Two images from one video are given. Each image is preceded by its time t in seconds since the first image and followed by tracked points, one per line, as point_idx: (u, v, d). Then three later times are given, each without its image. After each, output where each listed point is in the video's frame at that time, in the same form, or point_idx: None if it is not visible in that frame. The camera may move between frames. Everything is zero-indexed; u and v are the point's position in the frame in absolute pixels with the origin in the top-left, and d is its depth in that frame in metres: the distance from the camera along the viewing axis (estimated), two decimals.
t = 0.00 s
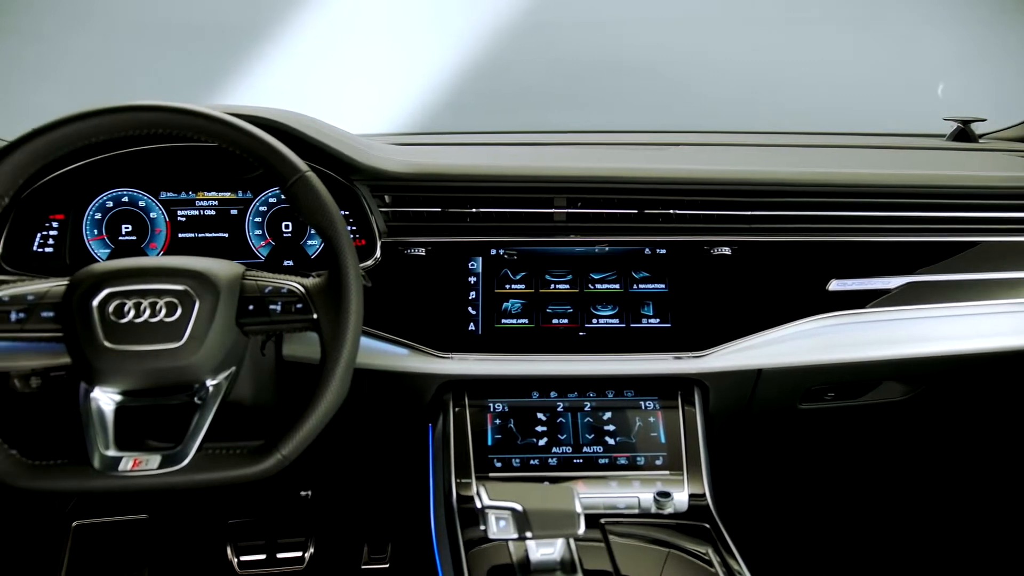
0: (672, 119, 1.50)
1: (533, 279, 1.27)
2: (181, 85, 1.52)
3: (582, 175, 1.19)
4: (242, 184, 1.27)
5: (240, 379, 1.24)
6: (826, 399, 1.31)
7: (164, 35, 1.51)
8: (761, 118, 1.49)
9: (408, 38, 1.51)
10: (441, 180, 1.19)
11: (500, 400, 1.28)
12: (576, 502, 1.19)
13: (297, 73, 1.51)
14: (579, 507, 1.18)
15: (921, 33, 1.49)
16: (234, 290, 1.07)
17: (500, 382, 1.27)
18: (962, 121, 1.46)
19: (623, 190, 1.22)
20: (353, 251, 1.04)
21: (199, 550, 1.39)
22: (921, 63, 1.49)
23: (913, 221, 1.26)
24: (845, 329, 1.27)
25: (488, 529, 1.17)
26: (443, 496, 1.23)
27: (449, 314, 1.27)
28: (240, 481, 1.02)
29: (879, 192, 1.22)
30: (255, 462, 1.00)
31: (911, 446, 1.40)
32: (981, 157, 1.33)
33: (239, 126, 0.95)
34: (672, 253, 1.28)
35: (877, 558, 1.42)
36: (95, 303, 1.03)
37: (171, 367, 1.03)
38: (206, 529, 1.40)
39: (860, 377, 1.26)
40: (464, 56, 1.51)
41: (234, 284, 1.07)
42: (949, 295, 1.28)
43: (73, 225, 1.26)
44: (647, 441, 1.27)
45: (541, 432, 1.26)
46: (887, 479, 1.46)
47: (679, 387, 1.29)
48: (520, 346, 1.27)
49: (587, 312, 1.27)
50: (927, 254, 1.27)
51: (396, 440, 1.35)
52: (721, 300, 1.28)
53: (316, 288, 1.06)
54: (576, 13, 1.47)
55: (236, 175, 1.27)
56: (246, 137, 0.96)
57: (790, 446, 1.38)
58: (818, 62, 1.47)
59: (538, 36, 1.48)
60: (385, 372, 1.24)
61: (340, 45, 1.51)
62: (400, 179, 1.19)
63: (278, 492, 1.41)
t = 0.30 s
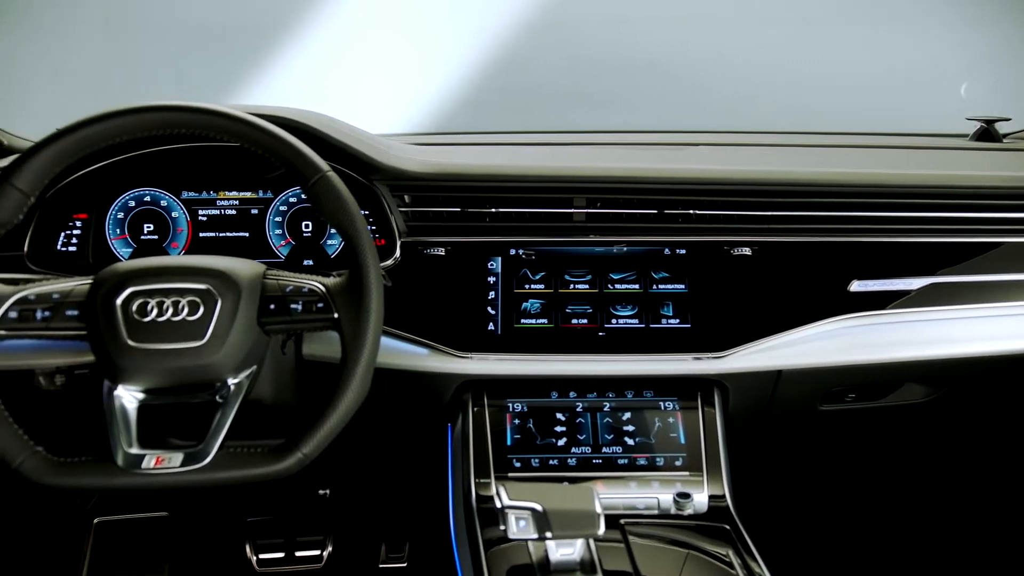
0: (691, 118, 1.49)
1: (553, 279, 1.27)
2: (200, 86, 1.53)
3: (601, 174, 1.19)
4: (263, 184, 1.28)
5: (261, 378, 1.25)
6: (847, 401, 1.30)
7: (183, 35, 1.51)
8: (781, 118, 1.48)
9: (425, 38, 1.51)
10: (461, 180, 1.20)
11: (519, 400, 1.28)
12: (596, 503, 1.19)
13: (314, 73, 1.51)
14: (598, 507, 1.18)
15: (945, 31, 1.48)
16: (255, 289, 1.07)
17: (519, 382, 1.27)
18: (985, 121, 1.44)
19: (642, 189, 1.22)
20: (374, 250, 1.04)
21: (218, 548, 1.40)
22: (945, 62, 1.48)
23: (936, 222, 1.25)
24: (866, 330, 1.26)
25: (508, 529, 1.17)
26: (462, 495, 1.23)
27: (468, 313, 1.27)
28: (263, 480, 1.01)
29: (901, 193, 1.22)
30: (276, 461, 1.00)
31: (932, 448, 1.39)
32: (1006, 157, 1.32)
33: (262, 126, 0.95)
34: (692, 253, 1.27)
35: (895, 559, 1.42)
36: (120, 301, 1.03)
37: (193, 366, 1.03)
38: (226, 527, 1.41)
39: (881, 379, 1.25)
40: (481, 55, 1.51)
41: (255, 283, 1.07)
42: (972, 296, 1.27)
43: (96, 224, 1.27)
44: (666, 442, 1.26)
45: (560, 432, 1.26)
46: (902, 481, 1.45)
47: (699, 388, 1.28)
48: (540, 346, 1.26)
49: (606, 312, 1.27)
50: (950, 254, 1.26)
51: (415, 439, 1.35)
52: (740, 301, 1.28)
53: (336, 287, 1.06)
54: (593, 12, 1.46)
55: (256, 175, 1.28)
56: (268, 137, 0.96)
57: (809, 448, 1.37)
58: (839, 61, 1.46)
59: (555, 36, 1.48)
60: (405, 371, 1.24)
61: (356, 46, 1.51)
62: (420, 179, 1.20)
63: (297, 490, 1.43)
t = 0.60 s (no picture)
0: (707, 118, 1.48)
1: (568, 279, 1.27)
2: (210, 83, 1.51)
3: (617, 174, 1.19)
4: (280, 183, 1.28)
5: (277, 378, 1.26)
6: (864, 402, 1.30)
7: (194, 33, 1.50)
8: (797, 118, 1.48)
9: (438, 38, 1.51)
10: (478, 180, 1.20)
11: (534, 400, 1.28)
12: (612, 504, 1.19)
13: (325, 72, 1.49)
14: (615, 507, 1.19)
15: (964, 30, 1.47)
16: (272, 288, 1.06)
17: (534, 382, 1.27)
18: (1005, 121, 1.45)
19: (657, 190, 1.22)
20: (390, 249, 1.03)
21: (233, 546, 1.41)
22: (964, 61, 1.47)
23: (955, 222, 1.24)
24: (883, 330, 1.25)
25: (523, 529, 1.17)
26: (478, 495, 1.23)
27: (483, 313, 1.27)
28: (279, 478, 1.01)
29: (918, 193, 1.22)
30: (292, 460, 1.00)
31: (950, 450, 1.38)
32: None
33: (279, 126, 0.95)
34: (708, 254, 1.27)
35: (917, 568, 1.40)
36: (139, 300, 1.03)
37: (210, 365, 1.03)
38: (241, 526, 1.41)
39: (898, 380, 1.25)
40: (495, 54, 1.50)
41: (272, 282, 1.06)
42: (990, 297, 1.26)
43: (115, 224, 1.28)
44: (682, 442, 1.26)
45: (576, 432, 1.26)
46: (924, 485, 1.43)
47: (714, 388, 1.28)
48: (555, 346, 1.27)
49: (622, 312, 1.27)
50: (968, 255, 1.26)
51: (430, 439, 1.36)
52: (757, 302, 1.27)
53: (352, 286, 1.05)
54: (608, 12, 1.46)
55: (272, 174, 1.28)
56: (285, 137, 0.96)
57: (824, 449, 1.37)
58: (855, 61, 1.46)
59: (570, 36, 1.47)
60: (421, 371, 1.25)
61: (368, 45, 1.50)
62: (435, 179, 1.20)
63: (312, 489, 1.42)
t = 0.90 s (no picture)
0: (724, 118, 1.48)
1: (586, 280, 1.27)
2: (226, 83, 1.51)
3: (635, 174, 1.19)
4: (298, 183, 1.29)
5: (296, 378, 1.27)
6: (883, 404, 1.29)
7: (210, 33, 1.50)
8: (815, 117, 1.47)
9: (454, 37, 1.50)
10: (495, 180, 1.20)
11: (551, 400, 1.28)
12: (630, 505, 1.18)
13: (341, 72, 1.50)
14: (633, 508, 1.18)
15: (984, 29, 1.46)
16: (291, 287, 1.06)
17: (552, 382, 1.27)
18: None
19: (675, 190, 1.22)
20: (409, 248, 1.03)
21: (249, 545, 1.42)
22: (984, 60, 1.46)
23: (976, 223, 1.23)
24: (902, 332, 1.25)
25: (541, 529, 1.17)
26: (495, 495, 1.23)
27: (501, 313, 1.27)
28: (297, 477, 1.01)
29: (939, 193, 1.21)
30: (310, 459, 1.00)
31: (970, 452, 1.36)
32: None
33: (297, 126, 0.95)
34: (726, 254, 1.26)
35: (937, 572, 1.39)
36: (157, 299, 1.02)
37: (229, 364, 1.03)
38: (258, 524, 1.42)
39: (918, 382, 1.24)
40: (511, 52, 1.49)
41: (291, 282, 1.06)
42: (1010, 299, 1.25)
43: (134, 224, 1.28)
44: (699, 444, 1.26)
45: (593, 433, 1.26)
46: (946, 487, 1.41)
47: (732, 390, 1.28)
48: (573, 346, 1.27)
49: (640, 312, 1.27)
50: (990, 256, 1.25)
51: (447, 438, 1.36)
52: (775, 303, 1.27)
53: (371, 286, 1.05)
54: (625, 11, 1.45)
55: (290, 174, 1.29)
56: (304, 137, 0.96)
57: (843, 450, 1.36)
58: (874, 61, 1.45)
59: (586, 36, 1.47)
60: (438, 371, 1.25)
61: (384, 44, 1.50)
62: (453, 179, 1.20)
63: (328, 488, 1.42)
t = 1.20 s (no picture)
0: (741, 117, 1.47)
1: (603, 280, 1.27)
2: (243, 83, 1.51)
3: (652, 174, 1.19)
4: (315, 183, 1.29)
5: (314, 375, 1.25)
6: (901, 405, 1.29)
7: (226, 33, 1.50)
8: (833, 117, 1.46)
9: (470, 37, 1.50)
10: (513, 180, 1.20)
11: (568, 400, 1.28)
12: (648, 505, 1.17)
13: (357, 72, 1.50)
14: (650, 508, 1.17)
15: (1005, 29, 1.44)
16: (309, 286, 1.06)
17: (569, 382, 1.27)
18: None
19: (693, 190, 1.21)
20: (427, 248, 1.03)
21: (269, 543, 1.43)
22: (1004, 60, 1.45)
23: (998, 224, 1.22)
24: (922, 334, 1.24)
25: (559, 529, 1.17)
26: (512, 494, 1.23)
27: (518, 313, 1.27)
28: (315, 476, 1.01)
29: (960, 194, 1.20)
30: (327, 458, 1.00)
31: (988, 455, 1.36)
32: None
33: (316, 126, 0.95)
34: (744, 255, 1.26)
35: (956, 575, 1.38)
36: (177, 298, 1.03)
37: (247, 362, 1.03)
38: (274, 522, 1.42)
39: (938, 383, 1.23)
40: (526, 52, 1.49)
41: (309, 281, 1.06)
42: None
43: (153, 224, 1.29)
44: (717, 444, 1.25)
45: (610, 433, 1.26)
46: (964, 490, 1.40)
47: (750, 390, 1.27)
48: (590, 346, 1.27)
49: (657, 313, 1.26)
50: (1010, 257, 1.24)
51: (463, 438, 1.36)
52: (792, 304, 1.27)
53: (389, 286, 1.05)
54: (642, 11, 1.45)
55: (308, 174, 1.29)
56: (323, 137, 0.96)
57: (862, 452, 1.35)
58: (892, 62, 1.45)
59: (603, 35, 1.46)
60: (456, 371, 1.25)
61: (400, 43, 1.50)
62: (469, 179, 1.20)
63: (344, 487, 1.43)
